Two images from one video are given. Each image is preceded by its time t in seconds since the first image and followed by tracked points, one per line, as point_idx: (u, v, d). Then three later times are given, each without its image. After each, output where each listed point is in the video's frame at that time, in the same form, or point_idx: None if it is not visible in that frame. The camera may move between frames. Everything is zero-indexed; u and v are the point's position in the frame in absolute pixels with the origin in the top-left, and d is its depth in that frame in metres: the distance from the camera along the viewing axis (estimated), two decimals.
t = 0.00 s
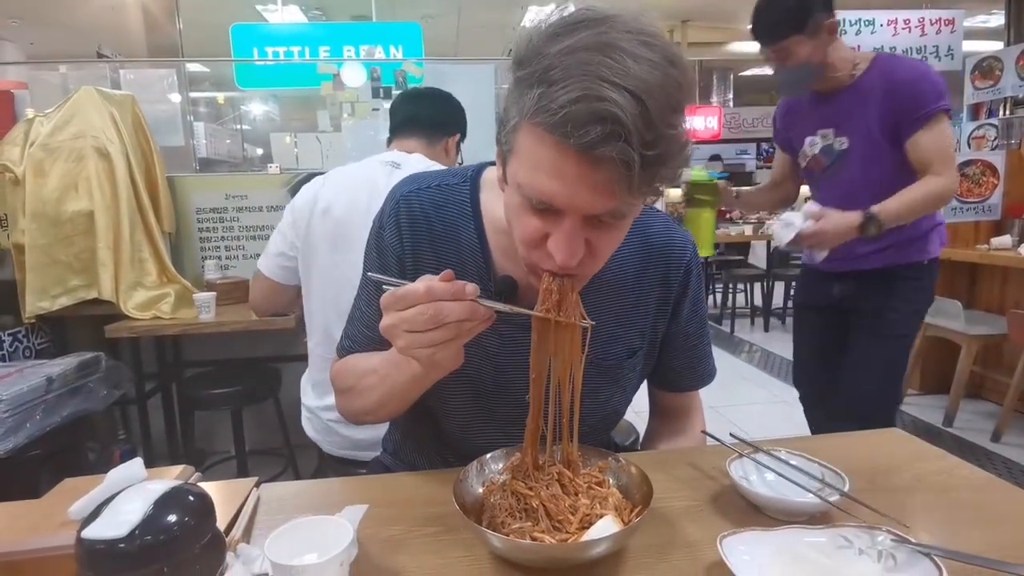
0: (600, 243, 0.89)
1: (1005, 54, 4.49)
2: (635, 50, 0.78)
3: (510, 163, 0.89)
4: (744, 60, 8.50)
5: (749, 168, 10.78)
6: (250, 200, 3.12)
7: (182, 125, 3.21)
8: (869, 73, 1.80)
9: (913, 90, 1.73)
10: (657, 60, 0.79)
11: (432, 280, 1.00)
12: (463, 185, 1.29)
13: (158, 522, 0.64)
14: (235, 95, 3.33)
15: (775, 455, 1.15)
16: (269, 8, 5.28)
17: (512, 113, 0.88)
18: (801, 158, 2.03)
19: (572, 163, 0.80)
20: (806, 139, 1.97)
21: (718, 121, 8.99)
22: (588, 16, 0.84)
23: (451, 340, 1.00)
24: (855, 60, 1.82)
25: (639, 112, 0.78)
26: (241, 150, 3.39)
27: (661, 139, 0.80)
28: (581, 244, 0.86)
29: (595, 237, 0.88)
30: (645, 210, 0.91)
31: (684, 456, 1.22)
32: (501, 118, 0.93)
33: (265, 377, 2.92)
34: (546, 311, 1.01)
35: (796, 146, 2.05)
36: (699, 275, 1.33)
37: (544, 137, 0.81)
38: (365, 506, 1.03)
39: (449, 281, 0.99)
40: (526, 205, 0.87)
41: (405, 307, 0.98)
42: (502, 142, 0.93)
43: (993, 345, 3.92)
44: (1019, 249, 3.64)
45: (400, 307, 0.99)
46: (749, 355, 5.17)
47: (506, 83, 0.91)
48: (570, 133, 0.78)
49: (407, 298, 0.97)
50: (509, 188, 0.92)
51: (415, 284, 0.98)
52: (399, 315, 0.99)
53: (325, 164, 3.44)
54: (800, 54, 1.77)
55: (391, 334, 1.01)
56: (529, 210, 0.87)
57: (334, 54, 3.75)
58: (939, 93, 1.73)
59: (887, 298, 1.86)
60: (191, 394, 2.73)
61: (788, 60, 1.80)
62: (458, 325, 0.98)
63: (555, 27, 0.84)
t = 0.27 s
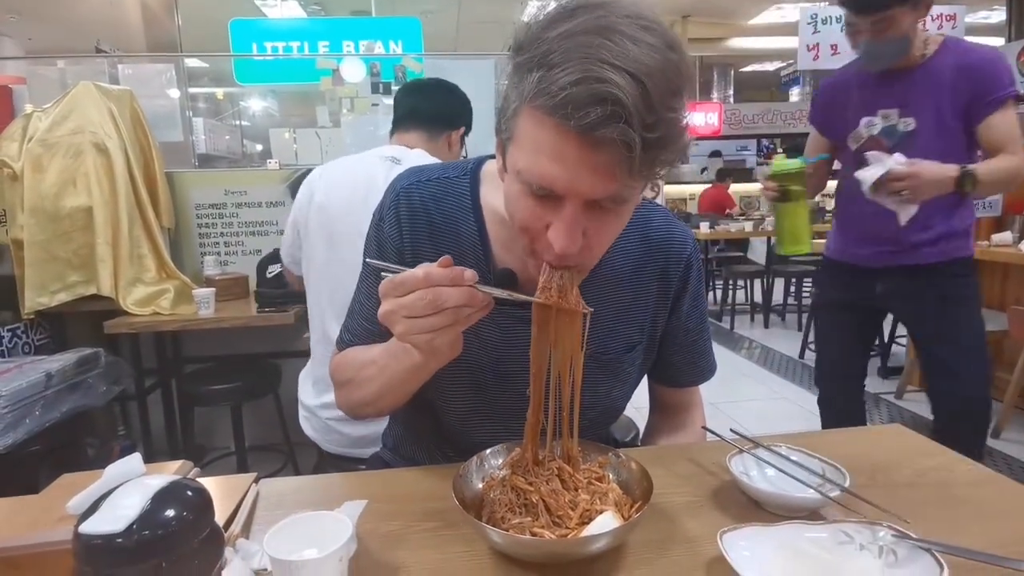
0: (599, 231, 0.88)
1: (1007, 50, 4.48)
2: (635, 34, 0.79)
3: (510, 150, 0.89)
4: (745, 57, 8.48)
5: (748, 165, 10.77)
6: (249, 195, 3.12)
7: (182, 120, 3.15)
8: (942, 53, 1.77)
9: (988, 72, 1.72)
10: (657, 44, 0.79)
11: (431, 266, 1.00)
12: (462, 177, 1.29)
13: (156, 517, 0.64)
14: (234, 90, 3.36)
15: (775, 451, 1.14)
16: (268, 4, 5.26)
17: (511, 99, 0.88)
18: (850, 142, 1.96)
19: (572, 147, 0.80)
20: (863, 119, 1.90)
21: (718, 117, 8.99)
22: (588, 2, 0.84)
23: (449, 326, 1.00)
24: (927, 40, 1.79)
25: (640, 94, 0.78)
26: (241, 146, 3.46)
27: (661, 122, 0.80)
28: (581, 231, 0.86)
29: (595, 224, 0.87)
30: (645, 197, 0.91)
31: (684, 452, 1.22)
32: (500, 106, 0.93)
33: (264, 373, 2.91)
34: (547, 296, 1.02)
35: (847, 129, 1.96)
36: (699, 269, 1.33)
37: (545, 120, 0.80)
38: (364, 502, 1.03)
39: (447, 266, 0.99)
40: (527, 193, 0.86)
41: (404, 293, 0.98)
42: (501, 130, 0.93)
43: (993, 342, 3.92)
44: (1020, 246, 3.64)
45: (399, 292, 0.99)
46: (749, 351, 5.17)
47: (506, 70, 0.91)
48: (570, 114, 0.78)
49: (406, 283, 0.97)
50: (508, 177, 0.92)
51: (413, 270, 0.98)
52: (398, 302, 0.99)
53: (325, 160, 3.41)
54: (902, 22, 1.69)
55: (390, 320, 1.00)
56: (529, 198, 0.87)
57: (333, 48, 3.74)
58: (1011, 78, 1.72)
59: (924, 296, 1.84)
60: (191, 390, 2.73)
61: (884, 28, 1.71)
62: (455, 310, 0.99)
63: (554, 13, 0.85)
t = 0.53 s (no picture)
0: (600, 227, 0.88)
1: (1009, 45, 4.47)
2: (635, 31, 0.78)
3: (511, 147, 0.88)
4: (746, 52, 8.46)
5: (749, 161, 10.76)
6: (249, 191, 3.12)
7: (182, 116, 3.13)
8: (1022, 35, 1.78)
9: None
10: (657, 40, 0.79)
11: (430, 264, 0.99)
12: (461, 173, 1.29)
13: (156, 513, 0.64)
14: (234, 87, 3.41)
15: (776, 447, 1.14)
16: None
17: (512, 96, 0.87)
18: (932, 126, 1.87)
19: (571, 145, 0.79)
20: (950, 102, 1.82)
21: (719, 113, 8.97)
22: None
23: (448, 325, 1.00)
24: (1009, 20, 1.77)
25: (639, 92, 0.77)
26: (241, 142, 3.50)
27: (661, 119, 0.80)
28: (582, 228, 0.86)
29: (595, 221, 0.87)
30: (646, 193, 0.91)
31: (684, 448, 1.22)
32: (500, 103, 0.93)
33: (264, 369, 2.91)
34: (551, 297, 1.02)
35: (930, 113, 1.87)
36: (700, 264, 1.33)
37: (545, 118, 0.80)
38: (364, 498, 1.03)
39: (447, 265, 0.98)
40: (527, 190, 0.86)
41: (403, 292, 0.98)
42: (501, 126, 0.92)
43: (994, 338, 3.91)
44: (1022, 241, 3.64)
45: (397, 291, 0.98)
46: (749, 347, 5.17)
47: (506, 67, 0.90)
48: (570, 113, 0.77)
49: (405, 282, 0.97)
50: (509, 174, 0.91)
51: (412, 269, 0.98)
52: (398, 300, 0.98)
53: (324, 155, 3.40)
54: None
55: (390, 318, 1.00)
56: (530, 195, 0.86)
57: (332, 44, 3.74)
58: None
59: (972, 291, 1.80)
60: (191, 386, 2.73)
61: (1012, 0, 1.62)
62: (455, 309, 0.98)
63: (554, 8, 0.84)
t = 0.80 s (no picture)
0: (601, 222, 0.88)
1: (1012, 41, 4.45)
2: (638, 24, 0.78)
3: (513, 142, 0.88)
4: (747, 48, 8.45)
5: (750, 157, 10.73)
6: (250, 189, 3.12)
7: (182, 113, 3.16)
8: None
9: None
10: (660, 34, 0.79)
11: (429, 262, 0.98)
12: (462, 170, 1.28)
13: (156, 510, 0.63)
14: (234, 83, 3.33)
15: (777, 444, 1.14)
16: None
17: (514, 90, 0.87)
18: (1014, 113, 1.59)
19: (575, 140, 0.79)
20: None
21: (720, 109, 8.94)
22: None
23: (449, 323, 0.99)
24: None
25: (643, 85, 0.77)
26: (242, 140, 3.41)
27: (665, 112, 0.80)
28: (585, 223, 0.86)
29: (599, 216, 0.87)
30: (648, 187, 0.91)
31: (685, 445, 1.22)
32: (501, 98, 0.93)
33: (265, 366, 2.91)
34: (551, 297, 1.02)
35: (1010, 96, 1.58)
36: (702, 261, 1.32)
37: (549, 112, 0.80)
38: (365, 495, 1.03)
39: (446, 263, 0.98)
40: (529, 186, 0.86)
41: (403, 290, 0.97)
42: (503, 121, 0.92)
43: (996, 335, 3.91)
44: None
45: (397, 289, 0.98)
46: (751, 344, 5.17)
47: (507, 62, 0.90)
48: (575, 106, 0.77)
49: (405, 281, 0.96)
50: (511, 169, 0.91)
51: (412, 267, 0.97)
52: (398, 299, 0.98)
53: (325, 153, 3.43)
54: None
55: (390, 317, 0.99)
56: (532, 190, 0.86)
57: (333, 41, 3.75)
58: None
59: None
60: (193, 383, 2.73)
61: None
62: (455, 307, 0.98)
63: (556, 2, 0.84)
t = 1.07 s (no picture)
0: (601, 214, 0.88)
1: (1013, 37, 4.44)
2: (637, 14, 0.78)
3: (512, 135, 0.88)
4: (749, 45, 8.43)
5: (752, 154, 10.71)
6: (251, 187, 3.12)
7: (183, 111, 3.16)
8: None
9: None
10: (658, 24, 0.79)
11: (428, 263, 0.98)
12: (462, 167, 1.29)
13: (156, 508, 0.63)
14: (235, 82, 3.32)
15: (779, 441, 1.14)
16: None
17: (512, 83, 0.87)
18: None
19: (574, 131, 0.79)
20: None
21: (722, 106, 8.92)
22: None
23: (448, 324, 0.99)
24: None
25: (642, 75, 0.77)
26: (242, 138, 3.42)
27: (664, 103, 0.80)
28: (585, 215, 0.85)
29: (598, 208, 0.86)
30: (648, 180, 0.90)
31: (687, 442, 1.22)
32: (500, 91, 0.93)
33: (267, 364, 2.91)
34: (551, 296, 1.02)
35: None
36: (702, 257, 1.32)
37: (548, 104, 0.79)
38: (366, 492, 1.03)
39: (445, 264, 0.98)
40: (529, 179, 0.85)
41: (401, 292, 0.97)
42: (502, 114, 0.92)
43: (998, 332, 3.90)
44: None
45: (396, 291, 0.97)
46: (753, 341, 5.16)
47: (507, 55, 0.90)
48: (573, 97, 0.77)
49: (404, 284, 0.96)
50: (511, 163, 0.91)
51: (411, 268, 0.97)
52: (397, 300, 0.98)
53: (325, 150, 3.42)
54: None
55: (388, 319, 0.99)
56: (532, 184, 0.86)
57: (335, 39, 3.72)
58: None
59: None
60: (195, 381, 2.73)
61: None
62: (454, 308, 0.98)
63: None
